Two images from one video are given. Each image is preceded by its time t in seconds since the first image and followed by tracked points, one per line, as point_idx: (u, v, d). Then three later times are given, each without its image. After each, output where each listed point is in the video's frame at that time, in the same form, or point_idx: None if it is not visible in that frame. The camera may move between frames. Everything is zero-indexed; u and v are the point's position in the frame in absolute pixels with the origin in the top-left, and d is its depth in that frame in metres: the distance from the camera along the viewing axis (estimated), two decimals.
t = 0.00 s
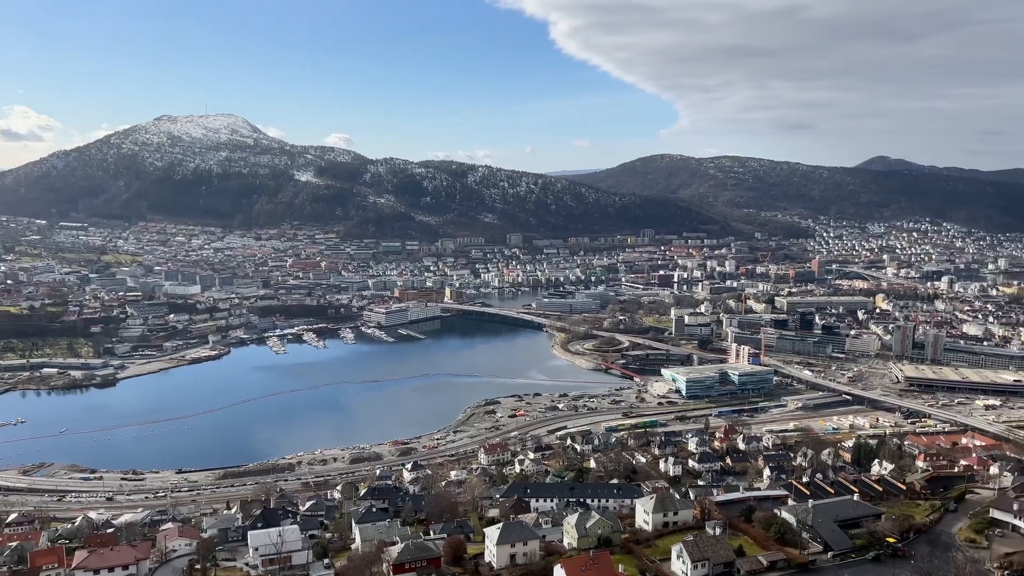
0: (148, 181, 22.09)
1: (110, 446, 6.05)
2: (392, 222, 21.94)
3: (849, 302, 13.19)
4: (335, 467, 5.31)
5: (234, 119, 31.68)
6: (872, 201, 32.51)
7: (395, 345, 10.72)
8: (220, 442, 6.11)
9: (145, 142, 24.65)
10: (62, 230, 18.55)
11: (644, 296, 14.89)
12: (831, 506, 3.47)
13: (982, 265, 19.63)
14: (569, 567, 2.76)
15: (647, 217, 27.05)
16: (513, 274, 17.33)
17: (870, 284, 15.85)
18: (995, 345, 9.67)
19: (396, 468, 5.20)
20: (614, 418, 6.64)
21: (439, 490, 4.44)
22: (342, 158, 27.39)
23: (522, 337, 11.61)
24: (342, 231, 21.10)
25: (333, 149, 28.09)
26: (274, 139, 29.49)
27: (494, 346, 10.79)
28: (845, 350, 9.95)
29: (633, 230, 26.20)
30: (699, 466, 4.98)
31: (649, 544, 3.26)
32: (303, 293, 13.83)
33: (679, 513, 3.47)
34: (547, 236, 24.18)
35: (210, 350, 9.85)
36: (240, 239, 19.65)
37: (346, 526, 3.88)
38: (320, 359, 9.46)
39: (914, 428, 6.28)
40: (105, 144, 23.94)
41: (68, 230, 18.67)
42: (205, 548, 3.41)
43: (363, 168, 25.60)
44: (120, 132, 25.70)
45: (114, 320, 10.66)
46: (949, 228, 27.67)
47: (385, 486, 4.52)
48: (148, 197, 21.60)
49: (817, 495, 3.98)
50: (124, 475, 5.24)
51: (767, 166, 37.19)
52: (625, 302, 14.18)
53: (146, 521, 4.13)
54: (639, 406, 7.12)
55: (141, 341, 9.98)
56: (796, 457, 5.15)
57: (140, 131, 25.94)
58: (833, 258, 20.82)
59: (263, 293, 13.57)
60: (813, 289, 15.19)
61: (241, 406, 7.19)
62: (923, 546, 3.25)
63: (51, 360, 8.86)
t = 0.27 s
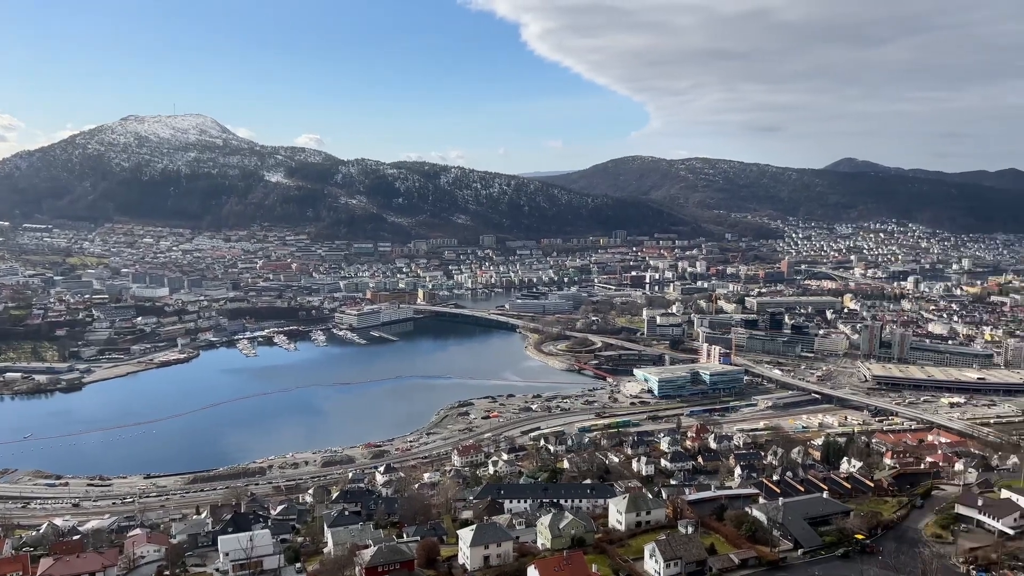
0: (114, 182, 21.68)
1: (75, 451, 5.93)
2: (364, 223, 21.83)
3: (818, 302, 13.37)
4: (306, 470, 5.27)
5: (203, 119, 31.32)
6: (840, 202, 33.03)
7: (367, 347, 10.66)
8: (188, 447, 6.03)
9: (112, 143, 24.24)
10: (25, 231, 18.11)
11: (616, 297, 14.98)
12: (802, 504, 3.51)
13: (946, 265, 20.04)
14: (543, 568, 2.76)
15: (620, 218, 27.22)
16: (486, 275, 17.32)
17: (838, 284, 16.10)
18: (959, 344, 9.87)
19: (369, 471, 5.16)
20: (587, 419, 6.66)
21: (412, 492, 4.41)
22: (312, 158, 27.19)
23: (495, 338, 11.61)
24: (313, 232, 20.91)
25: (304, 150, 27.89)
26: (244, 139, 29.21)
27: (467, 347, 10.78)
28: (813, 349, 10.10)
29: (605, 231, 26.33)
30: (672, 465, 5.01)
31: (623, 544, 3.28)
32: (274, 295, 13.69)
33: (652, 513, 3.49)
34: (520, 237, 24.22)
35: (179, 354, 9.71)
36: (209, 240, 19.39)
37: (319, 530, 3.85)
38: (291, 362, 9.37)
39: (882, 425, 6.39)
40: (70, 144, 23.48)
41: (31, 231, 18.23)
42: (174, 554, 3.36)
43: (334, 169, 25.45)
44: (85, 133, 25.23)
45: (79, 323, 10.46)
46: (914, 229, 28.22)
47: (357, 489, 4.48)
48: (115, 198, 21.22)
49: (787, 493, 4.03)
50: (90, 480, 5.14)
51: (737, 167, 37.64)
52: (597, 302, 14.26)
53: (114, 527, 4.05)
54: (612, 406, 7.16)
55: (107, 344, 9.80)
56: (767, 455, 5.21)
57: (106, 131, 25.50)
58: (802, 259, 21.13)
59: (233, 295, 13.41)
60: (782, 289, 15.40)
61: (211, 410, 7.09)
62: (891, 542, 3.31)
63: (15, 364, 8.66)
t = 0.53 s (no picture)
0: (80, 182, 21.21)
1: (39, 457, 5.81)
2: (336, 224, 21.70)
3: (788, 302, 13.55)
4: (278, 473, 5.22)
5: (170, 119, 30.91)
6: (808, 203, 33.50)
7: (339, 349, 10.58)
8: (156, 451, 5.93)
9: (77, 142, 23.80)
10: None
11: (589, 297, 15.04)
12: (772, 502, 3.55)
13: (911, 265, 20.42)
14: (516, 568, 2.76)
15: (592, 218, 27.35)
16: (459, 276, 17.30)
17: (806, 284, 16.32)
18: (924, 342, 10.06)
19: (341, 474, 5.13)
20: (560, 419, 6.68)
21: (386, 495, 4.39)
22: (283, 159, 26.96)
23: (468, 340, 11.60)
24: (283, 233, 20.69)
25: (274, 150, 27.66)
26: (213, 140, 28.89)
27: (440, 348, 10.75)
28: (783, 349, 10.23)
29: (578, 232, 26.43)
30: (644, 464, 5.05)
31: (596, 543, 3.29)
32: (244, 297, 13.55)
33: (625, 512, 3.51)
34: (493, 238, 24.23)
35: (147, 356, 9.56)
36: (177, 241, 19.11)
37: (290, 534, 3.81)
38: (262, 365, 9.27)
39: (850, 423, 6.49)
40: (33, 144, 22.99)
41: None
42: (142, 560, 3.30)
43: (305, 169, 25.28)
44: (49, 132, 24.74)
45: (44, 326, 10.25)
46: (881, 229, 28.73)
47: (330, 492, 4.45)
48: (80, 198, 20.81)
49: (758, 491, 4.08)
50: (55, 486, 5.04)
51: (708, 169, 38.05)
52: (571, 303, 14.31)
53: (80, 534, 3.98)
54: (585, 407, 7.19)
55: (73, 347, 9.61)
56: (738, 454, 5.27)
57: (71, 131, 25.04)
58: (771, 259, 21.40)
59: (202, 297, 13.24)
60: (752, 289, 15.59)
61: (179, 414, 6.99)
62: (859, 539, 3.36)
63: None
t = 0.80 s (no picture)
0: (44, 182, 20.70)
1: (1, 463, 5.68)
2: (307, 225, 21.54)
3: (757, 302, 13.70)
4: (249, 477, 5.16)
5: (137, 119, 30.46)
6: (777, 204, 33.95)
7: (310, 351, 10.50)
8: (123, 456, 5.84)
9: (40, 142, 23.33)
10: None
11: (562, 298, 15.09)
12: (743, 500, 3.59)
13: (877, 265, 20.79)
14: (489, 570, 2.76)
15: (564, 219, 27.46)
16: (432, 277, 17.25)
17: (775, 284, 16.54)
18: (891, 341, 10.23)
19: (313, 477, 5.09)
20: (534, 419, 6.70)
21: (358, 498, 4.37)
22: (252, 160, 26.71)
23: (441, 341, 11.57)
24: (253, 235, 20.46)
25: (243, 151, 27.40)
26: (181, 140, 28.53)
27: (412, 350, 10.71)
28: (753, 348, 10.35)
29: (550, 233, 26.50)
30: (617, 464, 5.08)
31: (570, 544, 3.30)
32: (212, 299, 13.39)
33: (598, 512, 3.52)
34: (465, 239, 24.21)
35: (113, 360, 9.40)
36: (144, 243, 18.80)
37: (261, 538, 3.77)
38: (232, 367, 9.17)
39: (819, 421, 6.58)
40: None
41: None
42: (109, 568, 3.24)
43: (275, 170, 25.10)
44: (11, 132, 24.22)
45: (7, 330, 10.05)
46: (848, 230, 29.21)
47: (302, 495, 4.41)
48: (44, 199, 20.37)
49: (729, 489, 4.12)
50: (18, 493, 4.93)
51: (678, 171, 38.42)
52: (543, 304, 14.35)
53: (45, 541, 3.89)
54: (558, 407, 7.21)
55: (36, 351, 9.42)
56: (709, 452, 5.32)
57: (34, 130, 24.53)
58: (741, 259, 21.65)
59: (170, 300, 13.06)
60: (723, 289, 15.75)
61: (147, 418, 6.88)
62: (828, 535, 3.41)
63: None
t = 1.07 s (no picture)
0: (6, 183, 20.24)
1: None
2: (278, 226, 21.36)
3: (728, 302, 13.84)
4: (219, 481, 5.10)
5: (103, 118, 29.99)
6: (748, 205, 34.33)
7: (282, 353, 10.41)
8: (90, 461, 5.74)
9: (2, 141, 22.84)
10: None
11: (535, 299, 15.12)
12: (715, 498, 3.62)
13: (845, 265, 21.13)
14: (464, 571, 2.75)
15: (538, 220, 27.54)
16: (404, 278, 17.20)
17: (745, 285, 16.72)
18: (859, 340, 10.39)
19: (284, 480, 5.04)
20: (507, 420, 6.70)
21: (330, 500, 4.34)
22: (222, 160, 26.45)
23: (414, 342, 11.54)
24: (222, 236, 20.22)
25: (212, 151, 27.12)
26: (148, 140, 28.17)
27: (385, 351, 10.66)
28: (724, 348, 10.46)
29: (523, 234, 26.55)
30: (590, 464, 5.10)
31: (543, 544, 3.31)
32: (182, 301, 13.23)
33: (572, 512, 3.53)
34: (438, 239, 24.18)
35: (80, 363, 9.23)
36: (111, 244, 18.49)
37: (232, 542, 3.72)
38: (202, 370, 9.06)
39: (789, 420, 6.67)
40: None
41: None
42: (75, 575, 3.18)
43: (245, 170, 24.87)
44: None
45: None
46: (817, 230, 29.62)
47: (273, 499, 4.37)
48: (6, 199, 19.92)
49: (701, 488, 4.15)
50: None
51: (651, 172, 38.74)
52: (517, 305, 14.37)
53: (9, 548, 3.81)
54: (532, 408, 7.22)
55: None
56: (682, 451, 5.36)
57: None
58: (713, 260, 21.88)
59: (138, 302, 12.88)
60: (694, 290, 15.90)
61: (115, 422, 6.77)
62: (799, 532, 3.46)
63: None
